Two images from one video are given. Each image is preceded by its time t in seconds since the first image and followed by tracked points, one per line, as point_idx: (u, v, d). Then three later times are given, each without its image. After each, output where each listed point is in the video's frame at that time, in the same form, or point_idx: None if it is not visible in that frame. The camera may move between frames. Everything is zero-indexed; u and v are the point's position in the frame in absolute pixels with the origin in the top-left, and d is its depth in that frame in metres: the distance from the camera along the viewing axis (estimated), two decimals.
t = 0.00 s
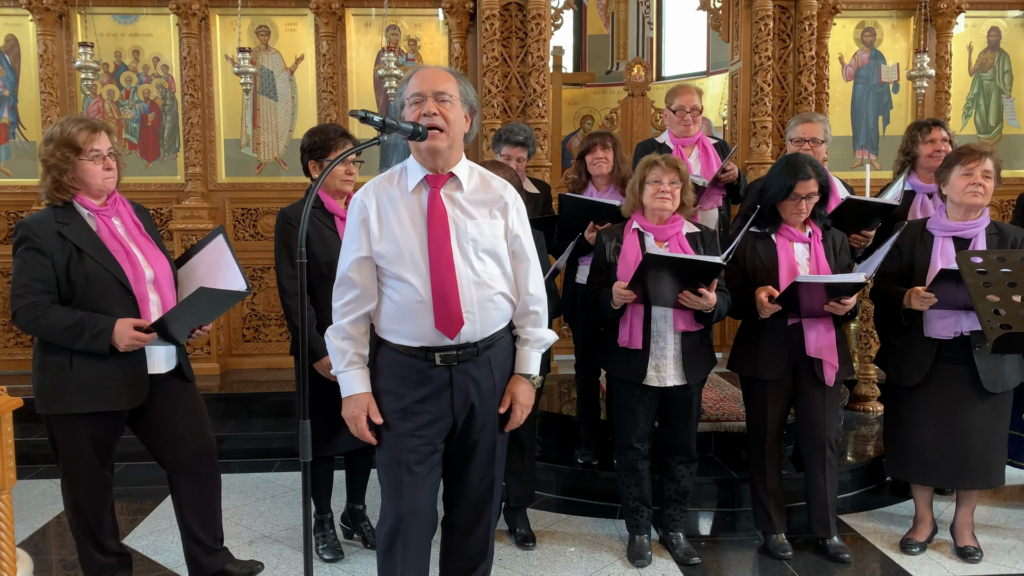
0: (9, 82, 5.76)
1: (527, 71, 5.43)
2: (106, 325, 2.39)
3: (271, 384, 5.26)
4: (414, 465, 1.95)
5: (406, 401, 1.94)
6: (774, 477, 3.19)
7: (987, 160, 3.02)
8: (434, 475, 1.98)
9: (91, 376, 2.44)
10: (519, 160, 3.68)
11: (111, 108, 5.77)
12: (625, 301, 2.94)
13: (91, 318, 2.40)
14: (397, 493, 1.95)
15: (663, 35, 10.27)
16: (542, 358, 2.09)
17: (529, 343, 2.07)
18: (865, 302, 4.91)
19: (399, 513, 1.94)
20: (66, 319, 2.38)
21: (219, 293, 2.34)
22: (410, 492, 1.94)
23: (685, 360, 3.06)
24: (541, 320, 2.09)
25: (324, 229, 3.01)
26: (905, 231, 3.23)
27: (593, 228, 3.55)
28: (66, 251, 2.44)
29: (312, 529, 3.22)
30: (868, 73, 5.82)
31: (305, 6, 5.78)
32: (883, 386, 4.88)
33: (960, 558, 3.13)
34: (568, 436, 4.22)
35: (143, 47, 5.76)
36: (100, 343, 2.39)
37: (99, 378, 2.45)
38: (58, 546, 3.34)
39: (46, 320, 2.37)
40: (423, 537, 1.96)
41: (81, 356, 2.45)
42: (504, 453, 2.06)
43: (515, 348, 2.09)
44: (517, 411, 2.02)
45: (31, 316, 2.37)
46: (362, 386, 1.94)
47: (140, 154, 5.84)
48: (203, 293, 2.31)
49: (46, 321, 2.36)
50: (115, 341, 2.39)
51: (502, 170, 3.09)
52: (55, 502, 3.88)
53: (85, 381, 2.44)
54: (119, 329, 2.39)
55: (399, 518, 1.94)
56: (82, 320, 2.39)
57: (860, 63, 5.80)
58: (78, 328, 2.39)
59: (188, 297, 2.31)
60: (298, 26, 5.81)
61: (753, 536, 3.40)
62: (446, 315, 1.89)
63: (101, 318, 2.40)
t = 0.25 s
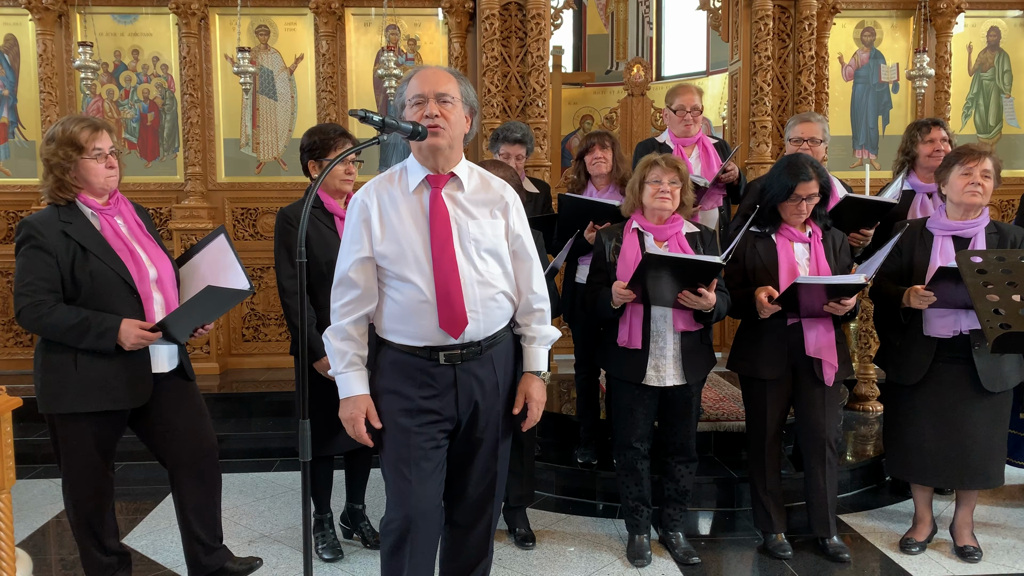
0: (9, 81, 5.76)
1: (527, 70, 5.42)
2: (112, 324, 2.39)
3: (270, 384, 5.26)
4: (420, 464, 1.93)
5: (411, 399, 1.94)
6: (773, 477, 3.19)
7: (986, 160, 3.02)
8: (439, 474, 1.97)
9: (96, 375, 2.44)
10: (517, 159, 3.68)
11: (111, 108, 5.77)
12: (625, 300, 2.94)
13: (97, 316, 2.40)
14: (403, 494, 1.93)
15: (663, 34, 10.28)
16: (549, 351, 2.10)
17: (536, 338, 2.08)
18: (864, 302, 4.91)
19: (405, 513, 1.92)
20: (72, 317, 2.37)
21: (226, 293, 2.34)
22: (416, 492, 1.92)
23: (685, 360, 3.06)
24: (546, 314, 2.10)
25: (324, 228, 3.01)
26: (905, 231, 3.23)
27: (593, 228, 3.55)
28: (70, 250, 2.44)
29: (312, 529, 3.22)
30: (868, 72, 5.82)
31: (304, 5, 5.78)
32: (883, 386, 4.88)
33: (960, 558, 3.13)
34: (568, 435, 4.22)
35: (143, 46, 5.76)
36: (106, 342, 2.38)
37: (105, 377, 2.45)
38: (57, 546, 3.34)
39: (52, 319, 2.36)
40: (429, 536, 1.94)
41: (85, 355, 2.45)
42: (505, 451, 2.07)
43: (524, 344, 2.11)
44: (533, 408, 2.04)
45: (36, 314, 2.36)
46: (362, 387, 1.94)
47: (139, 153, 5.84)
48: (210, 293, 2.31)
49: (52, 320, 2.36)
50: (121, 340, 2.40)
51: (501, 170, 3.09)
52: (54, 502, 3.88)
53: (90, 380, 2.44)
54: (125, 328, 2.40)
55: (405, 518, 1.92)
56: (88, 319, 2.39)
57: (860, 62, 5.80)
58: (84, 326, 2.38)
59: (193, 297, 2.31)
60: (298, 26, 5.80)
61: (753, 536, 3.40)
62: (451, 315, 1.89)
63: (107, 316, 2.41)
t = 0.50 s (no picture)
0: (8, 81, 5.76)
1: (527, 70, 5.42)
2: (116, 324, 2.39)
3: (270, 384, 5.26)
4: (422, 463, 1.93)
5: (412, 398, 1.94)
6: (773, 476, 3.19)
7: (985, 159, 3.02)
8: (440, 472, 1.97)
9: (98, 375, 2.44)
10: (516, 157, 3.68)
11: (110, 107, 5.77)
12: (624, 300, 2.94)
13: (101, 316, 2.39)
14: (405, 493, 1.92)
15: (663, 34, 10.28)
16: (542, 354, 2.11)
17: (530, 341, 2.08)
18: (864, 301, 4.91)
19: (407, 512, 1.92)
20: (76, 317, 2.37)
21: (227, 294, 2.39)
22: (418, 491, 1.92)
23: (685, 360, 3.06)
24: (542, 318, 2.11)
25: (324, 228, 3.01)
26: (904, 230, 3.23)
27: (593, 227, 3.55)
28: (74, 249, 2.44)
29: (312, 529, 3.22)
30: (867, 72, 5.82)
31: (304, 5, 5.78)
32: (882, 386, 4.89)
33: (959, 557, 3.13)
34: (568, 435, 4.22)
35: (142, 46, 5.76)
36: (110, 342, 2.38)
37: (107, 377, 2.45)
38: (57, 546, 3.34)
39: (55, 318, 2.35)
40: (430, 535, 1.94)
41: (88, 355, 2.45)
42: (505, 450, 2.07)
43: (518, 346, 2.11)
44: (524, 410, 2.05)
45: (39, 313, 2.34)
46: (366, 386, 1.93)
47: (139, 153, 5.84)
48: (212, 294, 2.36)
49: (56, 319, 2.35)
50: (124, 341, 2.39)
51: (501, 170, 3.09)
52: (54, 501, 3.87)
53: (92, 380, 2.44)
54: (128, 329, 2.39)
55: (406, 517, 1.92)
56: (92, 319, 2.38)
57: (859, 62, 5.80)
58: (88, 326, 2.38)
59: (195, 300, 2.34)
60: (297, 25, 5.80)
61: (753, 535, 3.40)
62: (453, 314, 1.89)
63: (111, 316, 2.40)
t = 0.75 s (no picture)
0: (8, 80, 5.75)
1: (526, 70, 5.42)
2: (116, 325, 2.40)
3: (269, 384, 5.26)
4: (422, 462, 1.93)
5: (412, 398, 1.94)
6: (772, 476, 3.19)
7: (985, 159, 3.02)
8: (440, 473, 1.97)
9: (97, 375, 2.44)
10: (514, 155, 3.67)
11: (109, 107, 5.77)
12: (624, 300, 2.94)
13: (101, 317, 2.39)
14: (405, 492, 1.92)
15: (662, 34, 10.28)
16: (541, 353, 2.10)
17: (529, 340, 2.08)
18: (863, 301, 4.91)
19: (408, 512, 1.92)
20: (76, 318, 2.37)
21: (224, 294, 2.44)
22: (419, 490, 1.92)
23: (685, 359, 3.06)
24: (541, 317, 2.10)
25: (323, 228, 3.01)
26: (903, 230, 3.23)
27: (593, 227, 3.55)
28: (74, 250, 2.44)
29: (311, 529, 3.22)
30: (867, 72, 5.82)
31: (304, 5, 5.77)
32: (882, 386, 4.89)
33: (959, 557, 3.13)
34: (567, 435, 4.22)
35: (142, 46, 5.75)
36: (110, 343, 2.39)
37: (106, 377, 2.45)
38: (56, 545, 3.34)
39: (55, 319, 2.35)
40: (430, 535, 1.94)
41: (87, 355, 2.44)
42: (505, 449, 2.07)
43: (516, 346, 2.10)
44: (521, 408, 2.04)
45: (39, 314, 2.34)
46: (365, 386, 1.93)
47: (138, 153, 5.84)
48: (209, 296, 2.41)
49: (56, 320, 2.34)
50: (125, 342, 2.40)
51: (501, 169, 3.09)
52: (53, 501, 3.87)
53: (91, 380, 2.44)
54: (128, 330, 2.40)
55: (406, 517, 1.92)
56: (92, 320, 2.38)
57: (859, 62, 5.80)
58: (88, 327, 2.38)
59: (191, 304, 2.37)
60: (297, 25, 5.80)
61: (752, 535, 3.41)
62: (452, 313, 1.89)
63: (111, 317, 2.41)
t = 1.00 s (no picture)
0: (7, 81, 5.75)
1: (526, 70, 5.42)
2: (111, 326, 2.39)
3: (269, 384, 5.26)
4: (418, 465, 1.94)
5: (407, 399, 1.94)
6: (772, 476, 3.19)
7: (984, 159, 3.02)
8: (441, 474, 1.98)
9: (93, 376, 2.44)
10: (512, 155, 3.67)
11: (109, 107, 5.76)
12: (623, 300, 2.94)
13: (96, 319, 2.39)
14: (401, 490, 1.95)
15: (662, 34, 10.28)
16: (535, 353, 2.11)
17: (523, 339, 2.08)
18: (863, 301, 4.92)
19: (408, 514, 1.95)
20: (71, 319, 2.37)
21: (220, 298, 2.40)
22: (417, 492, 1.95)
23: (684, 359, 3.06)
24: (533, 316, 2.11)
25: (322, 228, 3.01)
26: (903, 230, 3.23)
27: (592, 227, 3.55)
28: (69, 251, 2.44)
29: (311, 529, 3.22)
30: (867, 72, 5.82)
31: (303, 5, 5.77)
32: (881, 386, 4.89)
33: (959, 557, 3.13)
34: (567, 435, 4.22)
35: (141, 46, 5.75)
36: (105, 344, 2.38)
37: (102, 378, 2.45)
38: (56, 545, 3.34)
39: (50, 320, 2.35)
40: (428, 537, 1.96)
41: (83, 356, 2.44)
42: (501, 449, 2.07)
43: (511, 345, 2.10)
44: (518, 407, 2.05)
45: (34, 316, 2.34)
46: (362, 388, 1.92)
47: (138, 153, 5.84)
48: (206, 299, 2.36)
49: (51, 321, 2.35)
50: (120, 343, 2.40)
51: (500, 170, 3.09)
52: (52, 502, 3.87)
53: (88, 381, 2.44)
54: (123, 331, 2.40)
55: (404, 518, 1.94)
56: (87, 321, 2.38)
57: (858, 62, 5.80)
58: (83, 329, 2.38)
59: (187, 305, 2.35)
60: (297, 25, 5.80)
61: (752, 535, 3.40)
62: (446, 313, 1.89)
63: (106, 318, 2.40)
